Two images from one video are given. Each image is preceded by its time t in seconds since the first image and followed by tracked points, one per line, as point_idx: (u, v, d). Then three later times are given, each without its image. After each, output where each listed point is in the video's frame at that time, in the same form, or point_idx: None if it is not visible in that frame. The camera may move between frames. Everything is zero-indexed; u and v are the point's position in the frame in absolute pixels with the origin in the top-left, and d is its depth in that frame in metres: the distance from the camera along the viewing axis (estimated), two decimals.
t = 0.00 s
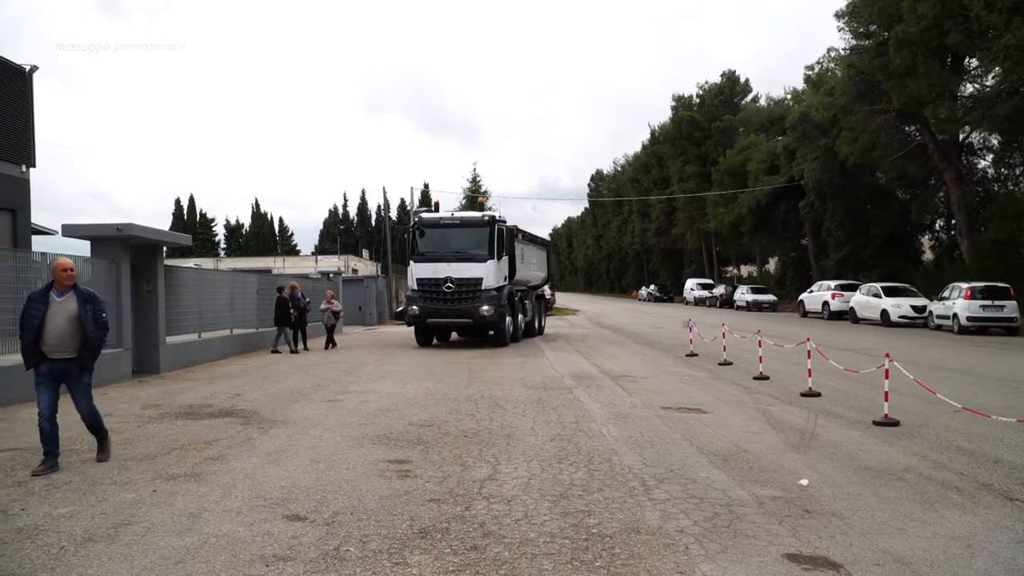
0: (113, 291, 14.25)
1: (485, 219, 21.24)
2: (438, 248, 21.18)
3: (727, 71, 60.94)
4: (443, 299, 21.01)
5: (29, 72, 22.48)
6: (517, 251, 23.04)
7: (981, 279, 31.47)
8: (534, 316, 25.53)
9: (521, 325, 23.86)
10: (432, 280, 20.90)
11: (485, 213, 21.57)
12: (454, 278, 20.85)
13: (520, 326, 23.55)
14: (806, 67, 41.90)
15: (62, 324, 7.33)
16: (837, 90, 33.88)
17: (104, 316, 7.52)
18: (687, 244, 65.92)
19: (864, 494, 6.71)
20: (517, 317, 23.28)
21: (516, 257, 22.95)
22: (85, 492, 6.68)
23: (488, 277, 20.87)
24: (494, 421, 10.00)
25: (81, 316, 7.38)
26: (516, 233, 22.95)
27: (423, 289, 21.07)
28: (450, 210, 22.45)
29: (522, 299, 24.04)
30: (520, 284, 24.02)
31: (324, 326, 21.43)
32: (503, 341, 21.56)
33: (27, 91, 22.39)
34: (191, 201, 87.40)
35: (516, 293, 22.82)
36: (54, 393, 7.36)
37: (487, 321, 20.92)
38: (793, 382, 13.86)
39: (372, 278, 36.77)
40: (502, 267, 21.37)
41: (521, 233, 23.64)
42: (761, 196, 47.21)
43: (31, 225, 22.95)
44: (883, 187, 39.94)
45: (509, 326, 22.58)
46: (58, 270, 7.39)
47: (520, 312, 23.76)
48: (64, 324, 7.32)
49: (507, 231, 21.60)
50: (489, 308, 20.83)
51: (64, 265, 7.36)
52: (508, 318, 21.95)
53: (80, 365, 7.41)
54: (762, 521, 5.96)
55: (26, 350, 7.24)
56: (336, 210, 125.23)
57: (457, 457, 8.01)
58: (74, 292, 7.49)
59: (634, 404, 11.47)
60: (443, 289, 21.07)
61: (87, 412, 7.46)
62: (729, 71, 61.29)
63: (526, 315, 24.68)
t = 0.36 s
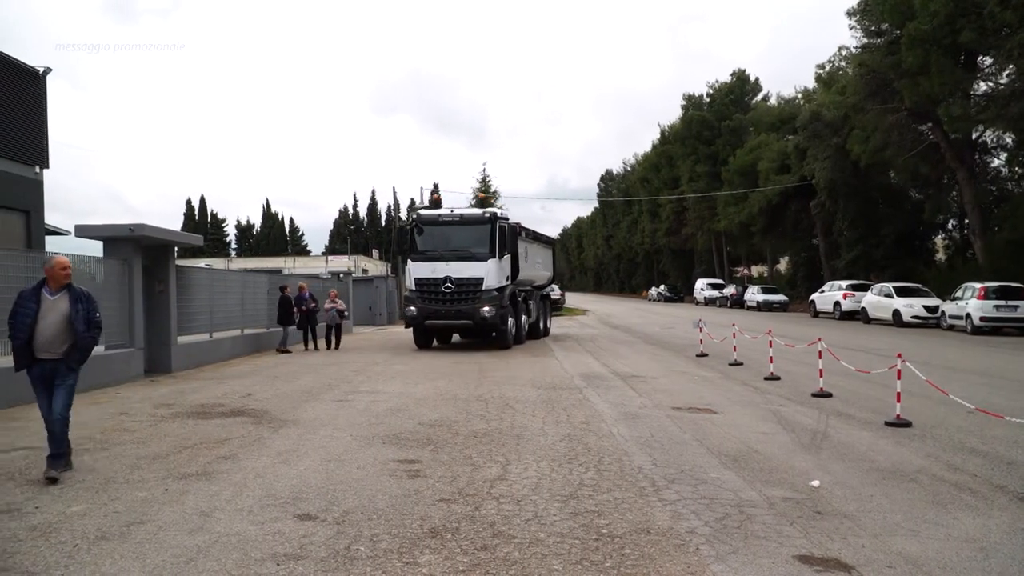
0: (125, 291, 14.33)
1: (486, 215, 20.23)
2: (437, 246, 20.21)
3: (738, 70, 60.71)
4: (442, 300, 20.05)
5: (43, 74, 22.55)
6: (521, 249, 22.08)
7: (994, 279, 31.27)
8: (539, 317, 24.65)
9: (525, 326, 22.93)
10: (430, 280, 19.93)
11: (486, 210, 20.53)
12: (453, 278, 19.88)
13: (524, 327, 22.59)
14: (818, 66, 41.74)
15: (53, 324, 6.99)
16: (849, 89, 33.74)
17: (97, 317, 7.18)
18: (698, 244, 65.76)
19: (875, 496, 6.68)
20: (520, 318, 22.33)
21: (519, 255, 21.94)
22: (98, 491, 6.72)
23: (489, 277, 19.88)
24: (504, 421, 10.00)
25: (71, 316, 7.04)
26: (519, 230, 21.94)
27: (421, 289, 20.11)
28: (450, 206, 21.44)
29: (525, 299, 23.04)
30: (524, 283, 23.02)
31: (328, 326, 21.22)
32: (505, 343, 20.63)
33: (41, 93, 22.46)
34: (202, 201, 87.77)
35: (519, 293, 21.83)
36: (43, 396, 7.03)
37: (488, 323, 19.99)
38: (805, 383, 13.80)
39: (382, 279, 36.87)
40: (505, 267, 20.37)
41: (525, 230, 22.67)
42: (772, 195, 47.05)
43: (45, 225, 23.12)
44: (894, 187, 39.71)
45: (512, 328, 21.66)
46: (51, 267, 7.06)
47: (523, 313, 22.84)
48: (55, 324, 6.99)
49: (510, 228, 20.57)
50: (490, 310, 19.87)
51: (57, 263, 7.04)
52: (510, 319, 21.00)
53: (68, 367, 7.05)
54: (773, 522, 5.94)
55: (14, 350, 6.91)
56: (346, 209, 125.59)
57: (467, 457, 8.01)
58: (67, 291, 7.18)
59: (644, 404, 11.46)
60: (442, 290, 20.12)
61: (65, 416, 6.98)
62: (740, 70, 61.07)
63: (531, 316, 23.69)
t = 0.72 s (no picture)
0: (142, 290, 14.45)
1: (490, 212, 19.30)
2: (439, 244, 19.34)
3: (753, 69, 60.38)
4: (444, 301, 19.18)
5: (61, 76, 22.70)
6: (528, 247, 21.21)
7: (1013, 279, 30.96)
8: (548, 317, 23.80)
9: (533, 327, 22.03)
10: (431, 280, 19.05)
11: (491, 206, 19.59)
12: (456, 277, 18.99)
13: (531, 329, 21.68)
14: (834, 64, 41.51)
15: (63, 326, 6.80)
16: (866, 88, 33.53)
17: (105, 322, 7.03)
18: (712, 244, 65.52)
19: (893, 497, 6.63)
20: (527, 319, 21.42)
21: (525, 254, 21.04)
22: (116, 489, 6.78)
23: (493, 277, 18.97)
24: (518, 422, 10.00)
25: (82, 319, 6.87)
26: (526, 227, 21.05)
27: (422, 289, 19.25)
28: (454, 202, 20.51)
29: (533, 300, 22.11)
30: (531, 283, 22.11)
31: (338, 327, 21.15)
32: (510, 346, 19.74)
33: (58, 94, 22.61)
34: (218, 202, 88.27)
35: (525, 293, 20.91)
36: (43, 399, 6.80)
37: (492, 325, 19.10)
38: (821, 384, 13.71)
39: (396, 279, 36.97)
40: (510, 266, 19.44)
41: (533, 227, 21.76)
42: (788, 195, 46.79)
43: (63, 225, 23.34)
44: (912, 186, 39.38)
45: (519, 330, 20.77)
46: (65, 267, 6.87)
47: (531, 313, 21.95)
48: (66, 325, 6.80)
49: (516, 225, 19.64)
50: (494, 311, 18.97)
51: (73, 263, 6.87)
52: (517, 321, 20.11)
53: (72, 370, 6.85)
54: (789, 524, 5.91)
55: (19, 350, 6.66)
56: (361, 209, 126.03)
57: (482, 457, 8.02)
58: (76, 294, 7.00)
59: (659, 404, 11.44)
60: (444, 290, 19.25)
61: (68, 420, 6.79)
62: (755, 69, 60.74)
63: (538, 317, 22.79)
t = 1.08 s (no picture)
0: (161, 291, 14.58)
1: (495, 208, 18.50)
2: (442, 242, 18.59)
3: (770, 68, 60.01)
4: (447, 302, 18.43)
5: (81, 78, 22.92)
6: (536, 245, 20.44)
7: None
8: (557, 319, 23.03)
9: (541, 329, 21.21)
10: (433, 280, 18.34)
11: (496, 202, 18.79)
12: (459, 276, 18.25)
13: (539, 330, 20.86)
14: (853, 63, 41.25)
15: (78, 327, 6.49)
16: (885, 87, 33.32)
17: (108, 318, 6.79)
18: (729, 244, 65.23)
19: (912, 499, 6.57)
20: (535, 321, 20.61)
21: (534, 253, 20.22)
22: (135, 488, 6.83)
23: (498, 276, 18.20)
24: (534, 421, 10.01)
25: (97, 318, 6.62)
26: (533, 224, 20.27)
27: (424, 290, 18.52)
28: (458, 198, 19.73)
29: (541, 300, 21.28)
30: (539, 283, 21.31)
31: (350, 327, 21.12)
32: (517, 349, 18.95)
33: (79, 96, 22.86)
34: (235, 203, 88.79)
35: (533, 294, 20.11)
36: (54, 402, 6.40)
37: (498, 327, 18.32)
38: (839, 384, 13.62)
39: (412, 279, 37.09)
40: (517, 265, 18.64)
41: (542, 224, 20.95)
42: (805, 194, 46.49)
43: (83, 226, 23.58)
44: (931, 185, 39.03)
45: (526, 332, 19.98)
46: (72, 264, 6.50)
47: (539, 315, 21.14)
48: (80, 325, 6.49)
49: (523, 222, 18.84)
50: (499, 312, 18.20)
51: (82, 259, 6.53)
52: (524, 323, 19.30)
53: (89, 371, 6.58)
54: (806, 525, 5.88)
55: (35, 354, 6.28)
56: (377, 210, 126.43)
57: (497, 457, 8.03)
58: (79, 291, 6.63)
59: (675, 404, 11.41)
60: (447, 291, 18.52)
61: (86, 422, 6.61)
62: (772, 67, 60.37)
63: (547, 318, 21.97)
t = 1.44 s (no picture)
0: (182, 291, 14.73)
1: (501, 205, 17.87)
2: (446, 240, 17.99)
3: (789, 66, 59.53)
4: (451, 303, 17.80)
5: (103, 81, 23.20)
6: (546, 243, 19.79)
7: None
8: (568, 320, 22.31)
9: (552, 331, 20.46)
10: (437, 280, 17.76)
11: (502, 199, 18.15)
12: (463, 276, 17.63)
13: (549, 333, 20.17)
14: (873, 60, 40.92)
15: (72, 327, 6.40)
16: (906, 84, 33.01)
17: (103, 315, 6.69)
18: (748, 244, 64.83)
19: (934, 501, 6.50)
20: (545, 322, 19.87)
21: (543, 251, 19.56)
22: (156, 486, 6.90)
23: (504, 276, 17.54)
24: (552, 422, 10.00)
25: (91, 316, 6.51)
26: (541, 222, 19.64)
27: (428, 290, 17.92)
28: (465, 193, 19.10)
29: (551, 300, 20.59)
30: (549, 283, 20.64)
31: (365, 327, 21.13)
32: (525, 352, 18.27)
33: (100, 99, 23.03)
34: (254, 204, 89.26)
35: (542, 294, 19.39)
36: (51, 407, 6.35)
37: (504, 329, 17.66)
38: (860, 385, 13.48)
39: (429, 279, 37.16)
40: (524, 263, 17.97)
41: (552, 221, 20.29)
42: (826, 193, 46.08)
43: (105, 227, 23.84)
44: (953, 184, 38.57)
45: (535, 334, 19.25)
46: (61, 263, 6.39)
47: (550, 316, 20.39)
48: (74, 326, 6.40)
49: (530, 218, 18.18)
50: (505, 314, 17.54)
51: (70, 258, 6.42)
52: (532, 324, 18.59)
53: (86, 372, 6.52)
54: (826, 527, 5.83)
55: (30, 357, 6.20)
56: (395, 210, 126.70)
57: (515, 457, 8.03)
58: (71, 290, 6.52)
59: (694, 405, 11.34)
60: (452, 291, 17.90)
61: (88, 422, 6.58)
62: (791, 66, 59.92)
63: (558, 319, 21.30)
